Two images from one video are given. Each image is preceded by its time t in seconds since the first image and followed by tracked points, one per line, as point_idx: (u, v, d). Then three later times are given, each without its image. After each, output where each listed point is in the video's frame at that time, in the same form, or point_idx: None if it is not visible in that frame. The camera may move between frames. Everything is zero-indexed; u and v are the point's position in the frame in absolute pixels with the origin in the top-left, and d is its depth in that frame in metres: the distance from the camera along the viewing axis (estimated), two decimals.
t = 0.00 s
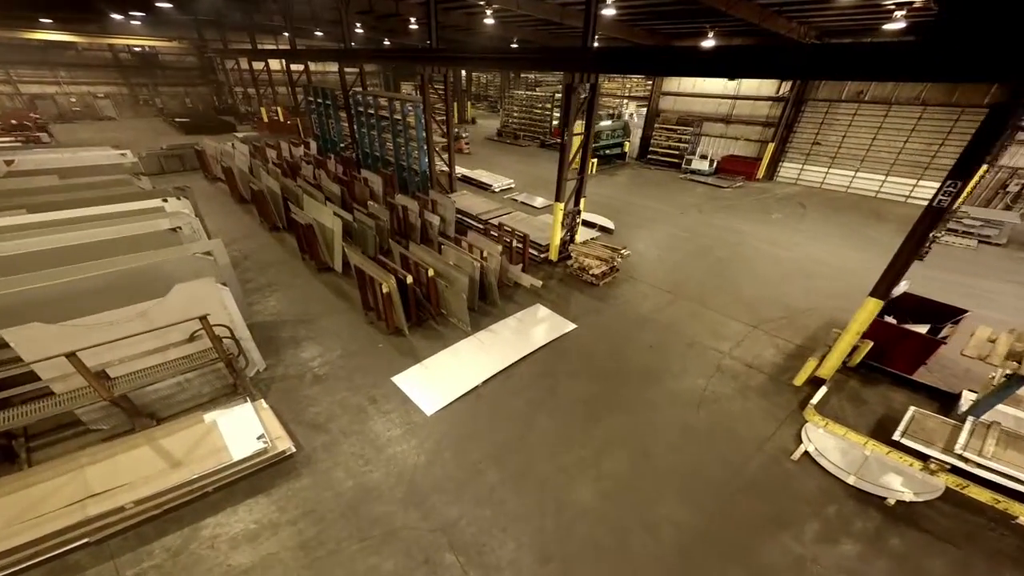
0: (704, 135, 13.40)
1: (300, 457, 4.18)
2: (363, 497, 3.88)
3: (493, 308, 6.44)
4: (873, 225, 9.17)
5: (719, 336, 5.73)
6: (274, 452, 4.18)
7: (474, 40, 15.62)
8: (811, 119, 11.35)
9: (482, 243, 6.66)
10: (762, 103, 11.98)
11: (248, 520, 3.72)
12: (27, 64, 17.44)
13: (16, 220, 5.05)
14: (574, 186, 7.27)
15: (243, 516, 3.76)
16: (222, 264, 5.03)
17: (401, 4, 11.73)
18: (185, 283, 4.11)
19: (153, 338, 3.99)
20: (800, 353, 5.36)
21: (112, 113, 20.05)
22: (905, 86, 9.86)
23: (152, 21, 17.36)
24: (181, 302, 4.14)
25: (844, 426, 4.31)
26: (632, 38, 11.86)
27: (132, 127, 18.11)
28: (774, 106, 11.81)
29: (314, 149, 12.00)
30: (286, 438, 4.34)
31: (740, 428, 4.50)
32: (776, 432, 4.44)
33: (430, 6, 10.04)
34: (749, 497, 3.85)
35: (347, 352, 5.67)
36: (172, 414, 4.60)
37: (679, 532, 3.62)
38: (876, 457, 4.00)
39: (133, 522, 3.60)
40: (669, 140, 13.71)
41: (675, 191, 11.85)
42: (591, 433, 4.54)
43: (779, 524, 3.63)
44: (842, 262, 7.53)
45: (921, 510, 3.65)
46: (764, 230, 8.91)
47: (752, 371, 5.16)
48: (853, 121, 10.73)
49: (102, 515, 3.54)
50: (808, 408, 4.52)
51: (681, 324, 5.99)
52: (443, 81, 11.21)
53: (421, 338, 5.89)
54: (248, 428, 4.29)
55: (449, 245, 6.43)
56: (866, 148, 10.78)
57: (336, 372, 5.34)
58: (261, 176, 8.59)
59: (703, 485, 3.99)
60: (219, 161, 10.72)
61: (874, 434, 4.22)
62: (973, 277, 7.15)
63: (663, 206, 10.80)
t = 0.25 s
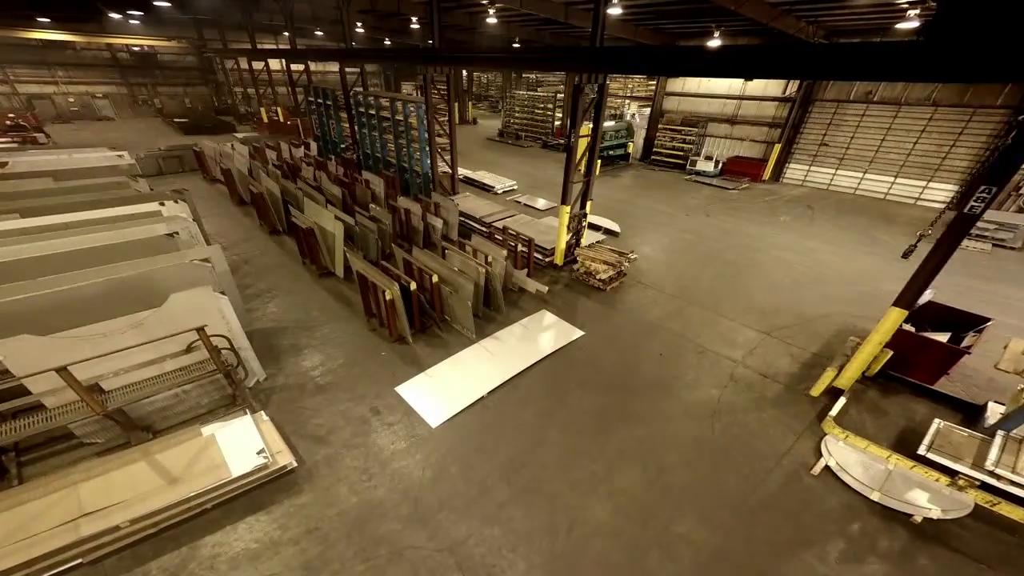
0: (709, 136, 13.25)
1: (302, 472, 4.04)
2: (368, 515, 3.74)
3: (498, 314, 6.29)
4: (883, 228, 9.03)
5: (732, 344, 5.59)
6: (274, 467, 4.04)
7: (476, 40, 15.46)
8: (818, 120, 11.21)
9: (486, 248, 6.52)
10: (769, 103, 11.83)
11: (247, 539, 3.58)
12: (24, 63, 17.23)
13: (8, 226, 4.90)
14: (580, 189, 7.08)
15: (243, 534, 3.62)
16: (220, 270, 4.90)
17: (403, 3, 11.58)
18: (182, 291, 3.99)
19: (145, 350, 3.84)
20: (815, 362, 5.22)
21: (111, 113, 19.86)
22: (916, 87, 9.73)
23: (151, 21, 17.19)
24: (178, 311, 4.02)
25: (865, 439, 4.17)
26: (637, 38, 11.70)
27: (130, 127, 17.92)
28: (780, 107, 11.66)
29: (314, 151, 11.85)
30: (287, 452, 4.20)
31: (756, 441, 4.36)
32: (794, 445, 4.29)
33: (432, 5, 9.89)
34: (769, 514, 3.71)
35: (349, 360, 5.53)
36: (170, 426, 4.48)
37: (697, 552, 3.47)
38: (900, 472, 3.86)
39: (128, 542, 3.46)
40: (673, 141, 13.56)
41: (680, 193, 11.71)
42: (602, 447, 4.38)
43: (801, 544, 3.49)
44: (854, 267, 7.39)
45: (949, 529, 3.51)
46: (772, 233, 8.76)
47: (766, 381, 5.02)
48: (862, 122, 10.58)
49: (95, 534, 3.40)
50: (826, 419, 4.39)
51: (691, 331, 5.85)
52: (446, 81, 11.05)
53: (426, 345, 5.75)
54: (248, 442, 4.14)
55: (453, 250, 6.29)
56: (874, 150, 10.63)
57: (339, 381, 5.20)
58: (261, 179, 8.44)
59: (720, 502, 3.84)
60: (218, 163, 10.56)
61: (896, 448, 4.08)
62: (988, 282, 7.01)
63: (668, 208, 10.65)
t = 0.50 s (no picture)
0: (715, 137, 13.03)
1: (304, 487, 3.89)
2: (373, 532, 3.60)
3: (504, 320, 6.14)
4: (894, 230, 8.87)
5: (745, 352, 5.44)
6: (274, 482, 3.91)
7: (478, 39, 15.30)
8: (826, 121, 11.06)
9: (490, 252, 6.38)
10: (775, 103, 11.67)
11: (247, 558, 3.44)
12: (21, 62, 17.03)
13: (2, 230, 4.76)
14: (587, 191, 6.90)
15: (243, 553, 3.48)
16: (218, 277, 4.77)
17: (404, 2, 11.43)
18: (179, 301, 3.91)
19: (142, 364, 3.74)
20: (831, 371, 5.08)
21: (110, 113, 19.68)
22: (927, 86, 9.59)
23: (149, 20, 17.01)
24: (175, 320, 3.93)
25: (887, 452, 4.02)
26: (641, 37, 11.54)
27: (129, 127, 17.74)
28: (787, 107, 11.50)
29: (314, 151, 11.69)
30: (287, 467, 4.07)
31: (773, 454, 4.21)
32: (812, 458, 4.15)
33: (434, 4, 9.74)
34: (789, 532, 3.57)
35: (352, 368, 5.38)
36: (167, 438, 4.33)
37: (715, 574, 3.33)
38: (926, 487, 3.71)
39: (123, 562, 3.34)
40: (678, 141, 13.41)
41: (686, 194, 11.55)
42: (613, 460, 4.24)
43: (825, 563, 3.34)
44: (867, 270, 7.24)
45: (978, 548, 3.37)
46: (781, 235, 8.61)
47: (781, 391, 4.87)
48: (871, 123, 10.43)
49: (88, 555, 3.27)
50: (845, 431, 4.24)
51: (703, 338, 5.70)
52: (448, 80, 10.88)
53: (430, 352, 5.61)
54: (247, 457, 4.01)
55: (457, 254, 6.14)
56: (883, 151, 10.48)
57: (342, 391, 5.06)
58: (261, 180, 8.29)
59: (737, 519, 3.70)
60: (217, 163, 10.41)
61: (920, 461, 3.94)
62: (1004, 286, 6.86)
63: (674, 210, 10.50)
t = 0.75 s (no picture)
0: (719, 137, 12.90)
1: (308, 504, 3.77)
2: (380, 552, 3.47)
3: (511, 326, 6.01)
4: (906, 233, 8.72)
5: (759, 360, 5.31)
6: (275, 499, 3.78)
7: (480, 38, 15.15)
8: (834, 121, 10.91)
9: (495, 257, 6.24)
10: (782, 104, 11.53)
11: None
12: (18, 61, 16.84)
13: None
14: (595, 194, 6.73)
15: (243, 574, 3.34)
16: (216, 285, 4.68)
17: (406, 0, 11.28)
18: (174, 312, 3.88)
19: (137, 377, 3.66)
20: (849, 380, 4.94)
21: (108, 113, 19.52)
22: (937, 87, 9.45)
23: (148, 19, 16.86)
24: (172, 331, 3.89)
25: (912, 467, 3.89)
26: (646, 36, 11.41)
27: (127, 127, 17.57)
28: (794, 107, 11.36)
29: (315, 152, 11.54)
30: (288, 482, 3.93)
31: (792, 469, 4.08)
32: (833, 472, 4.02)
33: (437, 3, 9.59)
34: (813, 550, 3.43)
35: (355, 377, 5.25)
36: (162, 452, 4.18)
37: None
38: (954, 504, 3.58)
39: None
40: (682, 142, 13.27)
41: (691, 196, 11.40)
42: (626, 474, 4.10)
43: None
44: (880, 274, 7.09)
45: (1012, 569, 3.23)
46: (790, 238, 8.47)
47: (797, 401, 4.74)
48: (879, 124, 10.28)
49: None
50: (867, 444, 4.11)
51: (715, 346, 5.57)
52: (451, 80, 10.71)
53: (436, 360, 5.48)
54: (247, 473, 3.89)
55: (461, 259, 6.00)
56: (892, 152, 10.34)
57: (345, 401, 4.92)
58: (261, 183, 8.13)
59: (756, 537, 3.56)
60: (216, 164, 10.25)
61: (948, 477, 3.80)
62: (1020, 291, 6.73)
63: (679, 211, 10.35)
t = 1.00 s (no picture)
0: (725, 138, 12.75)
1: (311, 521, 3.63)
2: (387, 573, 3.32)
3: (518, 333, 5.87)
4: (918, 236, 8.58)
5: (774, 369, 5.16)
6: (277, 517, 3.64)
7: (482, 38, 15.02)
8: (842, 122, 10.74)
9: (501, 263, 6.10)
10: (788, 104, 11.39)
11: None
12: (16, 61, 16.69)
13: None
14: (602, 198, 6.55)
15: None
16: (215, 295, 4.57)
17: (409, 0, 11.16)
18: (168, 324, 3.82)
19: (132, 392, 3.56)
20: (868, 390, 4.80)
21: (107, 114, 19.37)
22: (949, 88, 9.29)
23: (148, 19, 16.73)
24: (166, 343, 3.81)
25: (939, 482, 3.74)
26: (651, 36, 11.28)
27: (126, 128, 17.42)
28: (801, 108, 11.21)
29: (316, 154, 11.40)
30: (290, 499, 3.79)
31: (813, 484, 3.93)
32: (856, 488, 3.87)
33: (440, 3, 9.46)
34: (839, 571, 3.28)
35: (359, 387, 5.11)
36: (160, 467, 4.06)
37: None
38: (986, 522, 3.43)
39: None
40: (687, 143, 13.13)
41: (697, 197, 11.25)
42: (640, 491, 3.95)
43: None
44: (893, 278, 6.95)
45: None
46: (799, 241, 8.32)
47: (816, 413, 4.60)
48: (889, 125, 10.12)
49: None
50: (890, 458, 3.97)
51: (728, 354, 5.43)
52: (454, 81, 10.57)
53: (442, 369, 5.35)
54: (248, 490, 3.75)
55: (465, 265, 5.85)
56: (901, 153, 10.19)
57: (349, 412, 4.78)
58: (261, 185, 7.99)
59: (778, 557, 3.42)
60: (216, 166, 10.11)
61: (977, 493, 3.65)
62: None
63: (685, 213, 10.20)
